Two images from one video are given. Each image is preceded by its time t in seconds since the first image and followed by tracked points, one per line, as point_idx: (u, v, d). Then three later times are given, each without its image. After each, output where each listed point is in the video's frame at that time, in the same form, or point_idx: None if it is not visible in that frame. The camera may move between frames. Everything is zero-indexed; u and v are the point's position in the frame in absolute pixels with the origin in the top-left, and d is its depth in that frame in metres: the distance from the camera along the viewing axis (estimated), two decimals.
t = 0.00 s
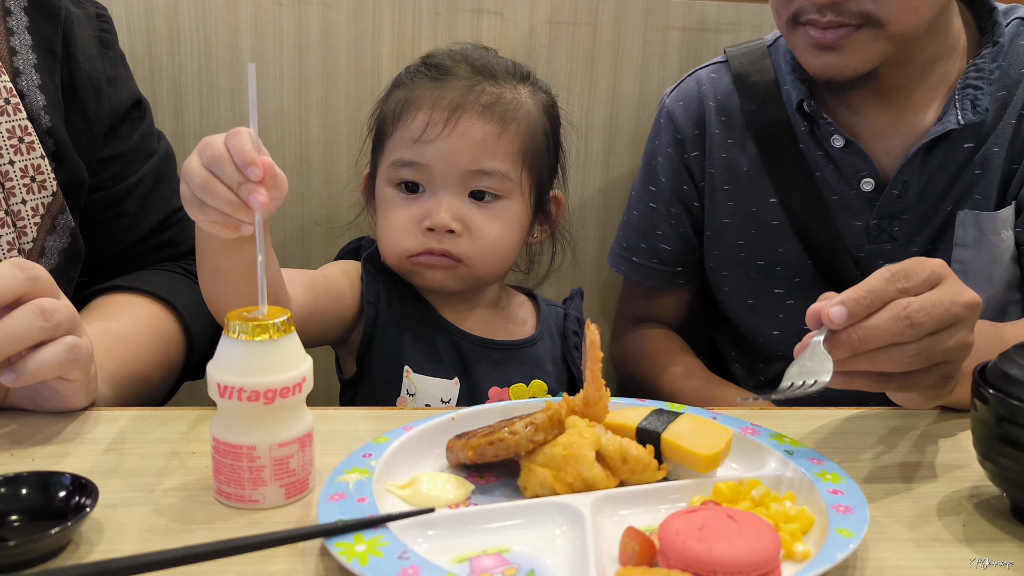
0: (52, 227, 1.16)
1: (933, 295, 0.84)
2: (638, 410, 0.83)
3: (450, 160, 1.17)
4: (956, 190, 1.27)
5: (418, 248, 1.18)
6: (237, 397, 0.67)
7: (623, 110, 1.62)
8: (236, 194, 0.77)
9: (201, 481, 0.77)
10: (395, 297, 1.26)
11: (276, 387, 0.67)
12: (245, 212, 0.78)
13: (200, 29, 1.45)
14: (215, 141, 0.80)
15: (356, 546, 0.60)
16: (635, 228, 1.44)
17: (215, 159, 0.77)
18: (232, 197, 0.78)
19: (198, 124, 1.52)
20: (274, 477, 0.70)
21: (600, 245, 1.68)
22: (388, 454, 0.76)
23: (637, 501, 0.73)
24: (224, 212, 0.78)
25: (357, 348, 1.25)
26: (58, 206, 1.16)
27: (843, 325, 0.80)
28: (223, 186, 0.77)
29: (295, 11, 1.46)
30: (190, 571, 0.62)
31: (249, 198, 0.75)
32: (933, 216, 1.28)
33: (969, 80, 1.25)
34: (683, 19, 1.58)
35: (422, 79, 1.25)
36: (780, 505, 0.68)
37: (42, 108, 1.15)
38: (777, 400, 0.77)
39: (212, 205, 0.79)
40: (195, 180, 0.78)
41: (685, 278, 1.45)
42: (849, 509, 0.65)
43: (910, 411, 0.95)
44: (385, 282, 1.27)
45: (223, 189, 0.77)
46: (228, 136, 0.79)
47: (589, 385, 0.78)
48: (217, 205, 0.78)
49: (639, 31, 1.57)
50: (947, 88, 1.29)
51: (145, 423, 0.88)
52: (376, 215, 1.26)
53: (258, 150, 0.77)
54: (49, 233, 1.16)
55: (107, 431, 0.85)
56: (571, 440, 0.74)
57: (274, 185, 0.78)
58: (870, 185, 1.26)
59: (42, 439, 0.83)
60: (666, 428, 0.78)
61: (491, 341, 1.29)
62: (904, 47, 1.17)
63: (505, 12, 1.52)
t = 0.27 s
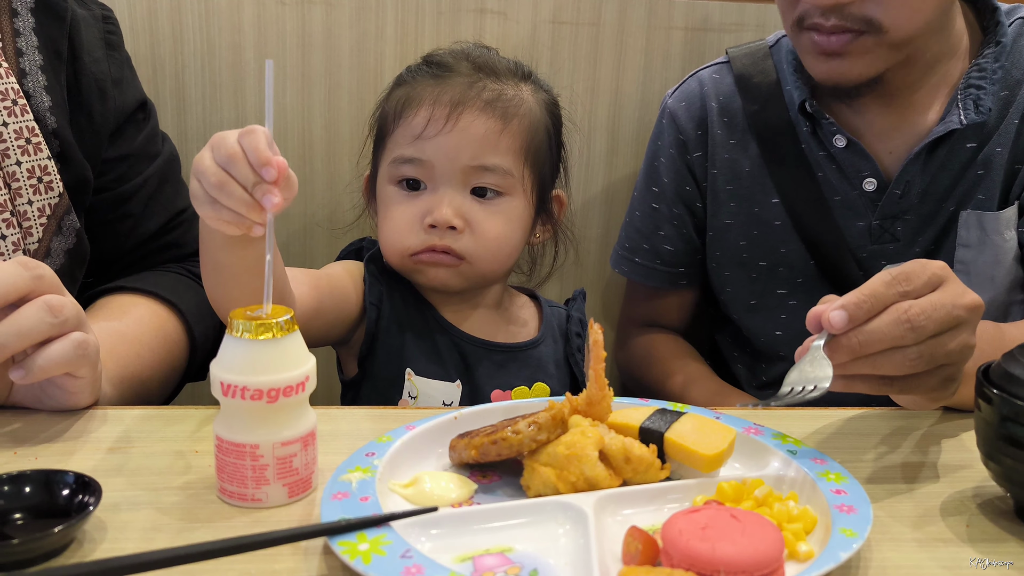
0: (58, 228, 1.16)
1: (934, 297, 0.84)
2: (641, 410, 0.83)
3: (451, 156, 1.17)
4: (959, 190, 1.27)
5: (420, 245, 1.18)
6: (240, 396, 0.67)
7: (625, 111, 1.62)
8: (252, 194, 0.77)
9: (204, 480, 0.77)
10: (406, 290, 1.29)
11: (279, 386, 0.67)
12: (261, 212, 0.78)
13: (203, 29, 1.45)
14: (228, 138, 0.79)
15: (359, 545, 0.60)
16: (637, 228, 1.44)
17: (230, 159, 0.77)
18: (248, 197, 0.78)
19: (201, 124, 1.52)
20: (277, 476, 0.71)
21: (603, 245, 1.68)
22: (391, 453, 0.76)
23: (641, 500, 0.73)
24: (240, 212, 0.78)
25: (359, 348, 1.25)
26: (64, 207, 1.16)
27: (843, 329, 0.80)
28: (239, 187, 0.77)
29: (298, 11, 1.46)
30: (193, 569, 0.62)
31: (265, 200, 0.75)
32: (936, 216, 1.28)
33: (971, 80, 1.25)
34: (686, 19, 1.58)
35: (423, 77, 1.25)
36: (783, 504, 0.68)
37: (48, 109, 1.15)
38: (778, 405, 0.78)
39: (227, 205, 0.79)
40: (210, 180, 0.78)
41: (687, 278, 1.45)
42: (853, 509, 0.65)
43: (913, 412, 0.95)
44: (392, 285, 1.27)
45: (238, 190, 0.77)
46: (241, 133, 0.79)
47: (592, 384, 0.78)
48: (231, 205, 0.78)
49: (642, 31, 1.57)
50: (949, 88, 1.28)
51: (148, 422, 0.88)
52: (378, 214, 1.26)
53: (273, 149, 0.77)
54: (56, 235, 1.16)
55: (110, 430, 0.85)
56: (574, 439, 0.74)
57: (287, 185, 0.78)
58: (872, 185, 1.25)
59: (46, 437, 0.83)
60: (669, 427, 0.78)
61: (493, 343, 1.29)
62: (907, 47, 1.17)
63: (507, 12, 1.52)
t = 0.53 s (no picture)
0: (62, 231, 1.16)
1: (932, 301, 0.84)
2: (642, 412, 0.83)
3: (451, 155, 1.17)
4: (960, 192, 1.27)
5: (420, 245, 1.18)
6: (243, 397, 0.67)
7: (626, 112, 1.62)
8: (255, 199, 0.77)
9: (205, 481, 0.77)
10: (404, 292, 1.29)
11: (281, 388, 0.67)
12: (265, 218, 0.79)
13: (206, 30, 1.46)
14: (227, 142, 0.79)
15: (360, 546, 0.60)
16: (638, 229, 1.44)
17: (232, 165, 0.77)
18: (251, 202, 0.78)
19: (203, 125, 1.52)
20: (279, 477, 0.71)
21: (604, 245, 1.68)
22: (393, 454, 0.76)
23: (641, 501, 0.73)
24: (244, 218, 0.78)
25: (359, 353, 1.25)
26: (69, 210, 1.17)
27: (840, 334, 0.81)
28: (242, 193, 0.78)
29: (301, 13, 1.47)
30: (196, 570, 0.62)
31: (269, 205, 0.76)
32: (937, 218, 1.28)
33: (972, 82, 1.25)
34: (689, 21, 1.58)
35: (424, 76, 1.25)
36: (784, 506, 0.68)
37: (52, 112, 1.15)
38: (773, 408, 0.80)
39: (230, 211, 0.79)
40: (212, 187, 0.78)
41: (688, 279, 1.45)
42: (853, 511, 0.65)
43: (913, 413, 0.95)
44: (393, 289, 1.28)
45: (241, 196, 0.78)
46: (240, 137, 0.78)
47: (593, 386, 0.78)
48: (234, 210, 0.78)
49: (644, 32, 1.57)
50: (950, 90, 1.29)
51: (150, 423, 0.88)
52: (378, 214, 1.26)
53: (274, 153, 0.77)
54: (60, 237, 1.16)
55: (112, 431, 0.86)
56: (575, 441, 0.74)
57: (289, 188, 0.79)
58: (873, 186, 1.26)
59: (49, 438, 0.83)
60: (670, 429, 0.78)
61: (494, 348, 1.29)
62: (908, 49, 1.17)
63: (510, 14, 1.52)
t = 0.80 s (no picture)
0: (66, 234, 1.16)
1: (931, 304, 0.84)
2: (643, 413, 0.83)
3: (447, 153, 1.17)
4: (962, 193, 1.27)
5: (413, 245, 1.17)
6: (244, 398, 0.67)
7: (627, 114, 1.62)
8: (228, 206, 0.76)
9: (207, 483, 0.77)
10: (391, 298, 1.28)
11: (281, 390, 0.67)
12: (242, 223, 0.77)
13: (207, 32, 1.46)
14: (187, 153, 0.77)
15: (361, 547, 0.60)
16: (639, 230, 1.44)
17: (199, 176, 0.75)
18: (226, 210, 0.77)
19: (205, 127, 1.53)
20: (280, 479, 0.71)
21: (605, 247, 1.68)
22: (394, 456, 0.76)
23: (642, 503, 0.73)
24: (223, 226, 0.77)
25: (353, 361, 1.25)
26: (72, 213, 1.17)
27: (839, 338, 0.81)
28: (215, 202, 0.76)
29: (303, 15, 1.47)
30: (198, 571, 0.62)
31: (245, 210, 0.75)
32: (939, 220, 1.28)
33: (973, 83, 1.25)
34: (690, 23, 1.58)
35: (422, 76, 1.26)
36: (784, 508, 0.68)
37: (55, 115, 1.16)
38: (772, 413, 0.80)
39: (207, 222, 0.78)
40: (185, 202, 0.76)
41: (689, 281, 1.45)
42: (853, 513, 0.66)
43: (914, 415, 0.95)
44: (385, 297, 1.27)
45: (216, 205, 0.76)
46: (199, 146, 0.77)
47: (594, 388, 0.78)
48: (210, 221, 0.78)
49: (645, 34, 1.57)
50: (950, 91, 1.29)
51: (152, 424, 0.89)
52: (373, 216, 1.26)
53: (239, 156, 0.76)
54: (63, 240, 1.16)
55: (114, 433, 0.86)
56: (576, 443, 0.75)
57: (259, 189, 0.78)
58: (874, 188, 1.26)
59: (51, 440, 0.83)
60: (671, 431, 0.78)
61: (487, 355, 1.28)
62: (908, 51, 1.17)
63: (511, 16, 1.52)
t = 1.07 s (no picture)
0: (68, 236, 1.17)
1: (934, 307, 0.84)
2: (644, 415, 0.83)
3: (432, 151, 1.16)
4: (963, 195, 1.27)
5: (398, 247, 1.15)
6: (245, 400, 0.67)
7: (628, 116, 1.62)
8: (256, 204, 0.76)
9: (208, 484, 0.77)
10: (377, 308, 1.27)
11: (284, 390, 0.67)
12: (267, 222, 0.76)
13: (209, 34, 1.47)
14: (223, 146, 0.76)
15: (362, 549, 0.60)
16: (639, 232, 1.44)
17: (234, 170, 0.74)
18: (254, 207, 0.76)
19: (206, 128, 1.53)
20: (281, 480, 0.71)
21: (606, 249, 1.68)
22: (395, 458, 0.76)
23: (644, 505, 0.73)
24: (249, 223, 0.76)
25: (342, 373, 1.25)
26: (74, 215, 1.17)
27: (842, 341, 0.81)
28: (245, 197, 0.75)
29: (304, 16, 1.47)
30: (199, 572, 0.62)
31: (272, 211, 0.75)
32: (939, 222, 1.28)
33: (974, 84, 1.25)
34: (691, 25, 1.58)
35: (411, 76, 1.26)
36: (786, 510, 0.68)
37: (56, 117, 1.16)
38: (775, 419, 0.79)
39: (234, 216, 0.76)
40: (216, 193, 0.75)
41: (690, 283, 1.45)
42: (855, 514, 0.65)
43: (915, 417, 0.94)
44: (372, 308, 1.26)
45: (246, 200, 0.75)
46: (238, 140, 0.76)
47: (595, 389, 0.78)
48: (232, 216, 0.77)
49: (646, 36, 1.57)
50: (950, 93, 1.29)
51: (153, 425, 0.89)
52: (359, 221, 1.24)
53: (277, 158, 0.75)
54: (66, 242, 1.17)
55: (114, 434, 0.86)
56: (577, 444, 0.75)
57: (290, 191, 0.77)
58: (875, 189, 1.26)
59: (52, 441, 0.83)
60: (672, 433, 0.78)
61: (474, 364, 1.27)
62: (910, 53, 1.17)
63: (512, 17, 1.53)
